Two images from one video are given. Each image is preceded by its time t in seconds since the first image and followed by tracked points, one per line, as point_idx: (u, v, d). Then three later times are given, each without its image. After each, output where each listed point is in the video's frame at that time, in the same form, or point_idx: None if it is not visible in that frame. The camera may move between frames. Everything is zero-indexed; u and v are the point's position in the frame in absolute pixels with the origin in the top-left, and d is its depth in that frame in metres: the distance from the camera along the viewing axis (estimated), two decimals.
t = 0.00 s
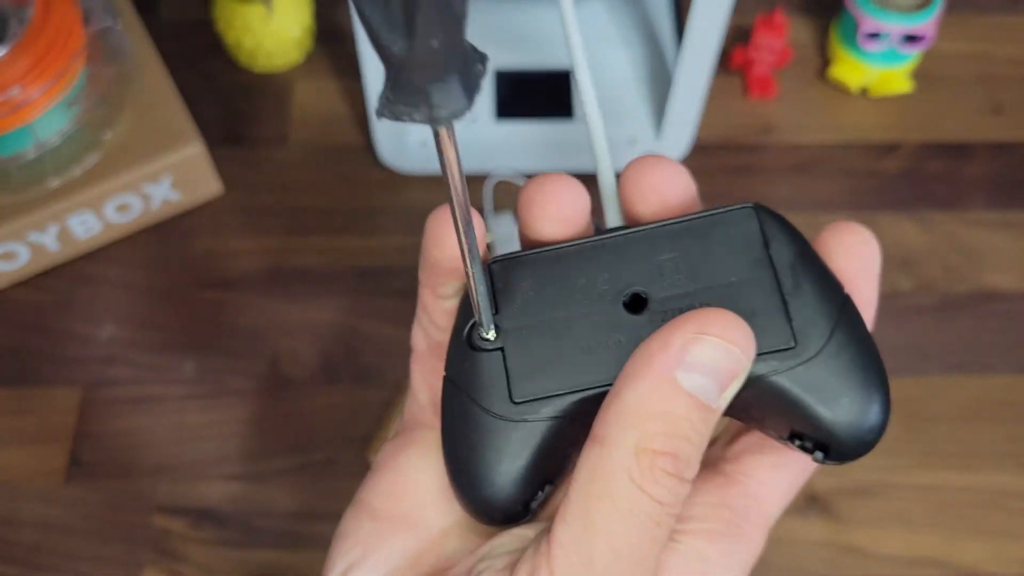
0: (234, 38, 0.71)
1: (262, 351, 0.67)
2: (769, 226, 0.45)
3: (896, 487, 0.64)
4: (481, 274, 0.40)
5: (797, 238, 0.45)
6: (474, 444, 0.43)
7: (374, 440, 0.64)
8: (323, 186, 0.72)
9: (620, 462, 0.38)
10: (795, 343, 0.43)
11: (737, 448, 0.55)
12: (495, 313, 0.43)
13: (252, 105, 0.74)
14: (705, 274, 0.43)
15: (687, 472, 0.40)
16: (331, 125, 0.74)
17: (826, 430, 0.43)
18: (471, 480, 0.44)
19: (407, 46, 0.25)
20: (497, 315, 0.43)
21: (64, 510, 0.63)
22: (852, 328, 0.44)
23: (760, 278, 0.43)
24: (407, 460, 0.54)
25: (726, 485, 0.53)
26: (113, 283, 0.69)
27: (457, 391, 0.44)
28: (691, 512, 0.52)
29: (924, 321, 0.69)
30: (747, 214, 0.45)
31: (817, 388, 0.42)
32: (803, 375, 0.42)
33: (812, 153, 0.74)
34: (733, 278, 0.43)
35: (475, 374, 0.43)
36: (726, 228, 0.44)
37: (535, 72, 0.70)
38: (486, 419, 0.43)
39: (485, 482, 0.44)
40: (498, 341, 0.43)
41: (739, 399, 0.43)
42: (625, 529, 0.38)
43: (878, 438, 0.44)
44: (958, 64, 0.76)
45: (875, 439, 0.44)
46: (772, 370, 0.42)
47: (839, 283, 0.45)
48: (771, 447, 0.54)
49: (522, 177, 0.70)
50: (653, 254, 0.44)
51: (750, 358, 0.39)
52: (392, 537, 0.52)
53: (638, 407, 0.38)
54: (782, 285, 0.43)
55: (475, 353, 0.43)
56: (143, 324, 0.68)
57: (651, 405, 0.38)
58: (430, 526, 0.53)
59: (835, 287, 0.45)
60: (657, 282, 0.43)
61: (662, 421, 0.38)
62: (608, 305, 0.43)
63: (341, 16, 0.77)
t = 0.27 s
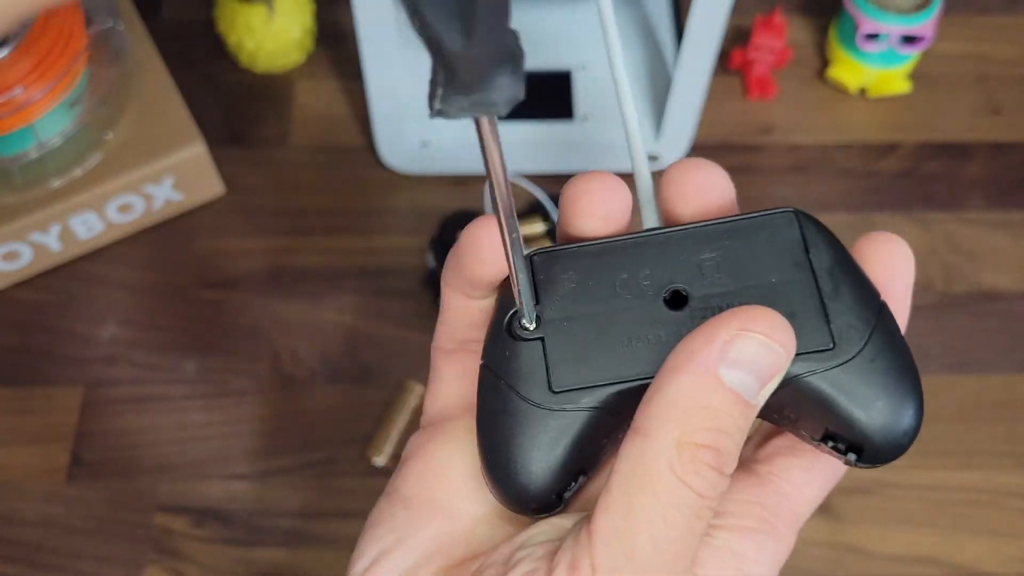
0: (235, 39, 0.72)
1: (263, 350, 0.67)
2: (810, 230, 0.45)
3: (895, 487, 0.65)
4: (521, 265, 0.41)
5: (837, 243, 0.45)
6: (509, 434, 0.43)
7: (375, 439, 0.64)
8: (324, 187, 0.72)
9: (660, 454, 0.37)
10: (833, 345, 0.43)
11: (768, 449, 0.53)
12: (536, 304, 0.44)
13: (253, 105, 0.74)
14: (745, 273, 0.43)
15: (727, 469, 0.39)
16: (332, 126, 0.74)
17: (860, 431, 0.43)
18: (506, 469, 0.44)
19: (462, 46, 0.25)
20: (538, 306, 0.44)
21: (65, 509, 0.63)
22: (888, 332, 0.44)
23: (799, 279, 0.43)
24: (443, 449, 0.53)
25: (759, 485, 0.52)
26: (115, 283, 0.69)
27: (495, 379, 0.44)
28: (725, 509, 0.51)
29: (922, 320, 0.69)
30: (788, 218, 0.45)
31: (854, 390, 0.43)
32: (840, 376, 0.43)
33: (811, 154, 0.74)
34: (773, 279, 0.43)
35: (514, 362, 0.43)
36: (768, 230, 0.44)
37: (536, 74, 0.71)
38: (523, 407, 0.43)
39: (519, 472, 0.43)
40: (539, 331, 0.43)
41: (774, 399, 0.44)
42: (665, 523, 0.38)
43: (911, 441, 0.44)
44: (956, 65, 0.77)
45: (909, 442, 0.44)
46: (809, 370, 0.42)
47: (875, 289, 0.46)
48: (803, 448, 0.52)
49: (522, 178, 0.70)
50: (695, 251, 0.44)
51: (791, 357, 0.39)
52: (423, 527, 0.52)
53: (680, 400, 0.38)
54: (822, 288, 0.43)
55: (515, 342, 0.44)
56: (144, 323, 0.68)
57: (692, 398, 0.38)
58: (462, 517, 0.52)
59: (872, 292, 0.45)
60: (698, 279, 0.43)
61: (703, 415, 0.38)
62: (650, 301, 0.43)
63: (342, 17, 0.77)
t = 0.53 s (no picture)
0: (235, 39, 0.72)
1: (263, 350, 0.67)
2: (824, 241, 0.45)
3: (895, 486, 0.65)
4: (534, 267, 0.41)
5: (850, 254, 0.45)
6: (524, 433, 0.43)
7: (375, 439, 0.64)
8: (324, 187, 0.72)
9: (672, 454, 0.38)
10: (844, 352, 0.43)
11: (782, 457, 0.54)
12: (553, 306, 0.44)
13: (254, 105, 0.74)
14: (759, 280, 0.43)
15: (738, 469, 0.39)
16: (333, 126, 0.74)
17: (870, 438, 0.43)
18: (520, 468, 0.44)
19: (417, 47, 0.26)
20: (555, 308, 0.44)
21: (66, 508, 0.63)
22: (899, 341, 0.44)
23: (812, 287, 0.43)
24: (459, 446, 0.53)
25: (772, 491, 0.52)
26: (115, 283, 0.70)
27: (512, 378, 0.44)
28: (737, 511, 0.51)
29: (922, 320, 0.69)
30: (801, 230, 0.45)
31: (864, 396, 0.42)
32: (851, 383, 0.42)
33: (811, 154, 0.75)
34: (787, 287, 0.43)
35: (531, 362, 0.44)
36: (782, 240, 0.45)
37: (536, 74, 0.71)
38: (540, 406, 0.43)
39: (534, 470, 0.43)
40: (556, 332, 0.44)
41: (785, 404, 0.43)
42: (678, 522, 0.38)
43: (922, 449, 0.44)
44: (956, 65, 0.77)
45: (919, 450, 0.44)
46: (821, 376, 0.42)
47: (887, 299, 0.45)
48: (817, 457, 0.53)
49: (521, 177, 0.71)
50: (710, 258, 0.44)
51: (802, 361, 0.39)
52: (442, 523, 0.52)
53: (693, 401, 0.38)
54: (835, 297, 0.43)
55: (532, 343, 0.44)
56: (145, 324, 0.69)
57: (705, 400, 0.38)
58: (478, 514, 0.52)
59: (884, 302, 0.45)
60: (713, 286, 0.43)
61: (715, 416, 0.38)
62: (664, 306, 0.43)
63: (342, 17, 0.77)
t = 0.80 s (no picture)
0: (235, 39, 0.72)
1: (263, 350, 0.67)
2: (827, 248, 0.45)
3: (894, 486, 0.65)
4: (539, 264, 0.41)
5: (853, 262, 0.45)
6: (528, 434, 0.43)
7: (375, 439, 0.64)
8: (324, 187, 0.72)
9: (677, 458, 0.37)
10: (846, 359, 0.43)
11: (781, 462, 0.54)
12: (558, 308, 0.44)
13: (254, 105, 0.74)
14: (763, 285, 0.44)
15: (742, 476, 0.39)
16: (333, 126, 0.74)
17: (871, 446, 0.43)
18: (521, 470, 0.44)
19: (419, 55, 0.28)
20: (560, 310, 0.44)
21: (65, 508, 0.63)
22: (901, 350, 0.44)
23: (816, 294, 0.43)
24: (455, 448, 0.54)
25: (773, 494, 0.52)
26: (115, 283, 0.70)
27: (515, 379, 0.44)
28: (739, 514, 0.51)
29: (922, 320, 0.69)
30: (806, 237, 0.45)
31: (865, 404, 0.42)
32: (852, 390, 0.42)
33: (811, 153, 0.75)
34: (791, 294, 0.43)
35: (535, 363, 0.44)
36: (787, 247, 0.45)
37: (536, 74, 0.71)
38: (543, 408, 0.43)
39: (534, 472, 0.43)
40: (560, 334, 0.44)
41: (787, 412, 0.43)
42: (683, 526, 0.38)
43: (922, 456, 0.44)
44: (956, 65, 0.77)
45: (919, 457, 0.44)
46: (823, 384, 0.42)
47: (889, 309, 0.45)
48: (814, 461, 0.53)
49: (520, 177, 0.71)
50: (714, 263, 0.44)
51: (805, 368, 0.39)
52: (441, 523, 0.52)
53: (698, 406, 0.38)
54: (838, 304, 0.43)
55: (536, 344, 0.44)
56: (144, 324, 0.69)
57: (709, 405, 0.37)
58: (478, 513, 0.52)
59: (886, 310, 0.45)
60: (718, 291, 0.43)
61: (721, 422, 0.38)
62: (668, 310, 0.43)
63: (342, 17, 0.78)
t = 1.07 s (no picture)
0: (235, 39, 0.72)
1: (263, 350, 0.67)
2: (831, 243, 0.45)
3: (894, 486, 0.65)
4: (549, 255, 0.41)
5: (859, 258, 0.45)
6: (530, 432, 0.43)
7: (374, 439, 0.64)
8: (324, 186, 0.72)
9: (681, 457, 0.37)
10: (852, 357, 0.43)
11: (783, 459, 0.54)
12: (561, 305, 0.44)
13: (254, 105, 0.74)
14: (767, 281, 0.43)
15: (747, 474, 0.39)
16: (332, 126, 0.74)
17: (877, 444, 0.43)
18: (523, 468, 0.43)
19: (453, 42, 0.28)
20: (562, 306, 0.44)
21: (65, 508, 0.63)
22: (907, 347, 0.44)
23: (821, 290, 0.43)
24: (454, 446, 0.53)
25: (775, 493, 0.52)
26: (115, 283, 0.69)
27: (517, 376, 0.44)
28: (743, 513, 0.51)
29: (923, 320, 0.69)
30: (811, 233, 0.45)
31: (871, 403, 0.42)
32: (858, 389, 0.42)
33: (811, 153, 0.75)
34: (795, 290, 0.43)
35: (537, 360, 0.43)
36: (792, 242, 0.45)
37: (536, 74, 0.71)
38: (545, 405, 0.43)
39: (536, 471, 0.43)
40: (562, 330, 0.43)
41: (793, 410, 0.43)
42: (687, 526, 0.38)
43: (927, 454, 0.44)
44: (956, 65, 0.77)
45: (924, 455, 0.44)
46: (829, 382, 0.42)
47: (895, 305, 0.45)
48: (819, 459, 0.53)
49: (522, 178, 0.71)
50: (718, 259, 0.44)
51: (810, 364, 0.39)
52: (440, 521, 0.52)
53: (702, 404, 0.37)
54: (844, 301, 0.43)
55: (538, 341, 0.44)
56: (144, 323, 0.69)
57: (713, 404, 0.37)
58: (478, 512, 0.52)
59: (892, 307, 0.45)
60: (722, 287, 0.43)
61: (725, 420, 0.37)
62: (672, 306, 0.43)
63: (342, 17, 0.78)
